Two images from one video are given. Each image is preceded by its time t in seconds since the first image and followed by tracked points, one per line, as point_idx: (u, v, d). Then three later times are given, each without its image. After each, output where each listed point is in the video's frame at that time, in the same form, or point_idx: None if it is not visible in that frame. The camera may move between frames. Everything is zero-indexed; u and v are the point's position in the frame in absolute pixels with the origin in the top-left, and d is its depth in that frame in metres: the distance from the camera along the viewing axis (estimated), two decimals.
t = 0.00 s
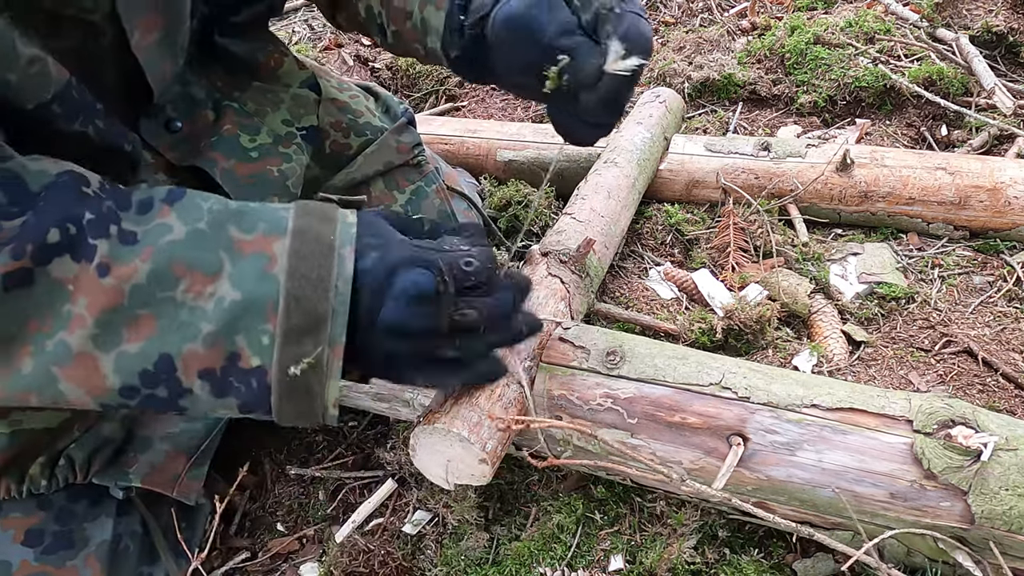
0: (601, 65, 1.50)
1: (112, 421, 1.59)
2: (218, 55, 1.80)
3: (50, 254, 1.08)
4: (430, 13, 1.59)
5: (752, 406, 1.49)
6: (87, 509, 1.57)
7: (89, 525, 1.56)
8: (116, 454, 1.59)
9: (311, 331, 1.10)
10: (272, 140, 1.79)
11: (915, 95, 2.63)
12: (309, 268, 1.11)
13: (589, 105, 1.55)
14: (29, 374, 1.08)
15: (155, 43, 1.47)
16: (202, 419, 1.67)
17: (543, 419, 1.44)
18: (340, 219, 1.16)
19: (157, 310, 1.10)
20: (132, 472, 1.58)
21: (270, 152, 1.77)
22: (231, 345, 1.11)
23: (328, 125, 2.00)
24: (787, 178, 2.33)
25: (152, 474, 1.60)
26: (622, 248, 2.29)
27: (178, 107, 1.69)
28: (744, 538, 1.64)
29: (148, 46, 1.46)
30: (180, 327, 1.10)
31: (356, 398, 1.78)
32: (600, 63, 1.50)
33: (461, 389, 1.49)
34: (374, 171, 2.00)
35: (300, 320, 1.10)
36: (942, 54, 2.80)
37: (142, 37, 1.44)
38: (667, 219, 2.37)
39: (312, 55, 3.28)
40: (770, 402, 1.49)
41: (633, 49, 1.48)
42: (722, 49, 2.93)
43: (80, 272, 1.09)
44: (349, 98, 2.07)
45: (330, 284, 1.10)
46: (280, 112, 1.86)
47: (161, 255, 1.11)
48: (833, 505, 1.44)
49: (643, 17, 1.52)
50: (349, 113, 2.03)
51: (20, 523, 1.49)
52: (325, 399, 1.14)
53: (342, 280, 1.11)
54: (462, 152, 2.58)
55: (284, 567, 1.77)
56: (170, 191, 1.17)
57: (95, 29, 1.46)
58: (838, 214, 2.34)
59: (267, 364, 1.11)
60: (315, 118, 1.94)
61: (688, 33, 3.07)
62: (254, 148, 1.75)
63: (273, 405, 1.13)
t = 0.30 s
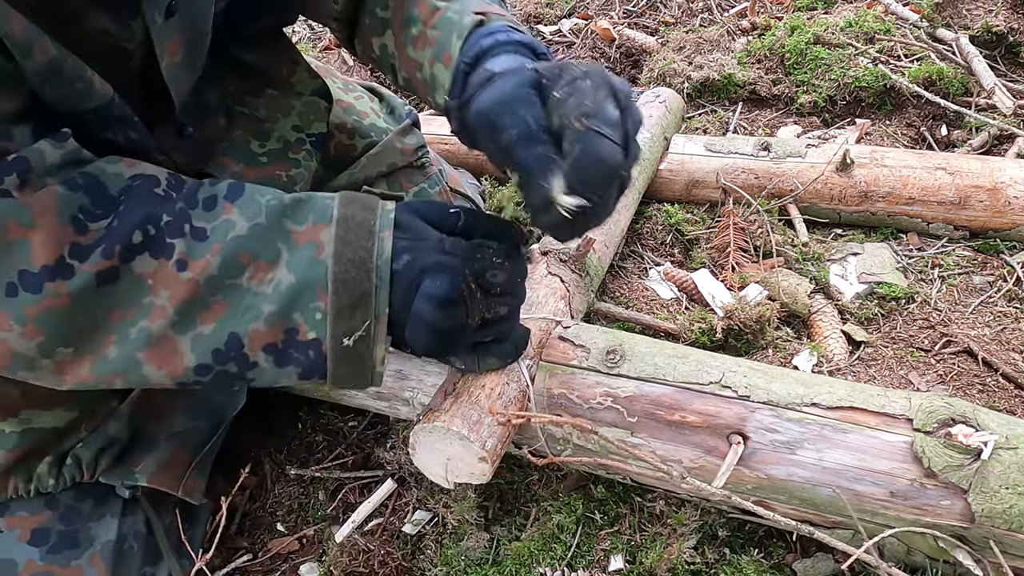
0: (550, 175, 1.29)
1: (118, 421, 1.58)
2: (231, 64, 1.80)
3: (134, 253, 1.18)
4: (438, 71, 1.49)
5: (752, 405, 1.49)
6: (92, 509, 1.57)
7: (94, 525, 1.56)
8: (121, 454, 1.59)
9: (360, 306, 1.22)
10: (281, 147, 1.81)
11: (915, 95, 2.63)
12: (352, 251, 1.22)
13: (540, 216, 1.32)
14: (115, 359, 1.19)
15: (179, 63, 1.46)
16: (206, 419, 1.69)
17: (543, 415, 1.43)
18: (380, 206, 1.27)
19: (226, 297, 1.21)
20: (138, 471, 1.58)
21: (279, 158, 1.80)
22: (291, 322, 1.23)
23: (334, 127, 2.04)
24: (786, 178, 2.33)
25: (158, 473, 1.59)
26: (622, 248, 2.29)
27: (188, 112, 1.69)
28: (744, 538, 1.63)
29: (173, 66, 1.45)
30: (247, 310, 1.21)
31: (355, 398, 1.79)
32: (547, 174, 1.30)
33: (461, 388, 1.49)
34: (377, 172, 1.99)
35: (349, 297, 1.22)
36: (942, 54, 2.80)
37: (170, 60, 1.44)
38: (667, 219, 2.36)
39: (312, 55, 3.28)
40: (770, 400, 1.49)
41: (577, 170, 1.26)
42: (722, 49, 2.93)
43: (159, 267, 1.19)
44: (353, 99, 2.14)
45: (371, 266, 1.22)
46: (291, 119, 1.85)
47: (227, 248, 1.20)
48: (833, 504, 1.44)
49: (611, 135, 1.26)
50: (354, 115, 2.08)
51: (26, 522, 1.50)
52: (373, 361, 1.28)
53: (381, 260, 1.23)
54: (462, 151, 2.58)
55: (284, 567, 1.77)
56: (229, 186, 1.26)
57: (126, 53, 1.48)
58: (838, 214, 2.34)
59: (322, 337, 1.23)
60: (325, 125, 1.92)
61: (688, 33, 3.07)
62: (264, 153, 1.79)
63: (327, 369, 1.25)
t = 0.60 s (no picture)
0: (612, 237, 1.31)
1: (120, 423, 1.58)
2: (238, 68, 1.83)
3: (159, 239, 1.16)
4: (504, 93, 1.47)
5: (752, 406, 1.49)
6: (93, 512, 1.57)
7: (95, 529, 1.56)
8: (121, 456, 1.59)
9: (377, 269, 1.20)
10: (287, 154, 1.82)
11: (915, 95, 2.63)
12: (367, 214, 1.20)
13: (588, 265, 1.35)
14: (146, 345, 1.19)
15: (187, 72, 1.49)
16: (206, 421, 1.70)
17: (542, 415, 1.43)
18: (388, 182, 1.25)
19: (251, 275, 1.18)
20: (140, 473, 1.58)
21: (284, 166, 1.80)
22: (313, 292, 1.19)
23: (338, 130, 2.03)
24: (786, 178, 2.33)
25: (159, 475, 1.59)
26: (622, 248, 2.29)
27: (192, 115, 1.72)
28: (744, 538, 1.64)
29: (181, 75, 1.48)
30: (271, 285, 1.18)
31: (355, 399, 1.80)
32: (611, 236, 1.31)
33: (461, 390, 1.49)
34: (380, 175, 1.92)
35: (368, 261, 1.19)
36: (942, 54, 2.80)
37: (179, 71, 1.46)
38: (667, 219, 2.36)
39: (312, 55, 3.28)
40: (770, 401, 1.49)
41: (641, 236, 1.26)
42: (722, 49, 2.93)
43: (186, 251, 1.17)
44: (355, 100, 2.15)
45: (386, 229, 1.20)
46: (296, 125, 1.85)
47: (250, 227, 1.17)
48: (833, 505, 1.44)
49: (678, 201, 1.25)
50: (359, 117, 2.10)
51: (27, 527, 1.50)
52: (393, 324, 1.24)
53: (394, 225, 1.21)
54: (461, 151, 2.58)
55: (284, 567, 1.76)
56: (248, 171, 1.22)
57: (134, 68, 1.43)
58: (838, 214, 2.34)
59: (344, 304, 1.19)
60: (331, 132, 1.92)
61: (688, 33, 3.07)
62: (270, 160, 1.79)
63: (348, 333, 1.22)
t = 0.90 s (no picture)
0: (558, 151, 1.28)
1: (115, 419, 1.59)
2: (235, 54, 1.86)
3: (138, 185, 1.39)
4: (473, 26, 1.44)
5: (752, 406, 1.49)
6: (91, 508, 1.57)
7: (92, 524, 1.56)
8: (118, 453, 1.61)
9: (336, 182, 1.40)
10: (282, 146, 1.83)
11: (915, 95, 2.63)
12: (324, 140, 1.42)
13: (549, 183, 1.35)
14: (136, 285, 1.42)
15: (173, 49, 1.46)
16: (204, 418, 1.70)
17: (542, 416, 1.43)
18: (340, 118, 1.46)
19: (224, 212, 1.42)
20: (135, 470, 1.59)
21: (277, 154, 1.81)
22: (281, 217, 1.41)
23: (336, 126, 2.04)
24: (786, 178, 2.33)
25: (155, 472, 1.60)
26: (622, 248, 2.29)
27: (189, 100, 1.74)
28: (744, 538, 1.64)
29: (167, 52, 1.44)
30: (241, 215, 1.42)
31: (355, 399, 1.79)
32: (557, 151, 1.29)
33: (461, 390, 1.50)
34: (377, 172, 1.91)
35: (325, 176, 1.40)
36: (942, 54, 2.80)
37: (163, 47, 1.43)
38: (667, 219, 2.37)
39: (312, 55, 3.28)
40: (770, 402, 1.49)
41: (572, 145, 1.22)
42: (722, 49, 2.93)
43: (163, 194, 1.41)
44: (352, 99, 2.17)
45: (340, 150, 1.41)
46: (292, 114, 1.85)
47: (221, 165, 1.42)
48: (833, 505, 1.44)
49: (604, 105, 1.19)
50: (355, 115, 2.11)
51: (23, 522, 1.50)
52: (367, 245, 1.44)
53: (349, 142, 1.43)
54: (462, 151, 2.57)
55: (284, 567, 1.76)
56: (215, 119, 1.47)
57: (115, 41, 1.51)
58: (838, 214, 2.34)
59: (311, 223, 1.41)
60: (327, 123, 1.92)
61: (688, 33, 3.07)
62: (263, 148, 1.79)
63: (324, 256, 1.43)
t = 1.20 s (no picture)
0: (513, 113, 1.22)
1: (115, 415, 1.59)
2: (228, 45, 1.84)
3: (111, 162, 1.37)
4: None
5: (752, 406, 1.49)
6: (90, 504, 1.58)
7: (92, 520, 1.56)
8: (118, 449, 1.61)
9: (304, 155, 1.32)
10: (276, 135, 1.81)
11: (915, 95, 2.63)
12: (295, 113, 1.34)
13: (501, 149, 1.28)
14: (111, 264, 1.39)
15: (158, 30, 1.51)
16: (203, 415, 1.71)
17: (542, 416, 1.43)
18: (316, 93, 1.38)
19: (197, 189, 1.38)
20: (135, 466, 1.59)
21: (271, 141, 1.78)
22: (252, 194, 1.36)
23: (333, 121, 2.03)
24: (786, 178, 2.34)
25: (155, 468, 1.60)
26: (622, 248, 2.29)
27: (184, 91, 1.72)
28: (744, 538, 1.64)
29: (151, 32, 1.49)
30: (213, 192, 1.37)
31: (356, 399, 1.79)
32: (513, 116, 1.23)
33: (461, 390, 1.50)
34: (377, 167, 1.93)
35: (293, 149, 1.32)
36: (942, 54, 2.80)
37: (147, 25, 1.48)
38: (667, 219, 2.37)
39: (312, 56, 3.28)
40: (770, 402, 1.49)
41: (520, 107, 1.15)
42: (722, 49, 2.94)
43: (135, 171, 1.38)
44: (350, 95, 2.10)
45: (310, 123, 1.33)
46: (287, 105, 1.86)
47: (192, 142, 1.37)
48: (833, 505, 1.44)
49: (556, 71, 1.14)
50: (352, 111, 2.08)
51: (24, 517, 1.50)
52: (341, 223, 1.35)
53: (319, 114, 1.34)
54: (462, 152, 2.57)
55: (284, 567, 1.76)
56: (193, 97, 1.42)
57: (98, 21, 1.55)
58: (838, 214, 2.34)
59: (281, 198, 1.34)
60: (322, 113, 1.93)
61: (688, 33, 3.07)
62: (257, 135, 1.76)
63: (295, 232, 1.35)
